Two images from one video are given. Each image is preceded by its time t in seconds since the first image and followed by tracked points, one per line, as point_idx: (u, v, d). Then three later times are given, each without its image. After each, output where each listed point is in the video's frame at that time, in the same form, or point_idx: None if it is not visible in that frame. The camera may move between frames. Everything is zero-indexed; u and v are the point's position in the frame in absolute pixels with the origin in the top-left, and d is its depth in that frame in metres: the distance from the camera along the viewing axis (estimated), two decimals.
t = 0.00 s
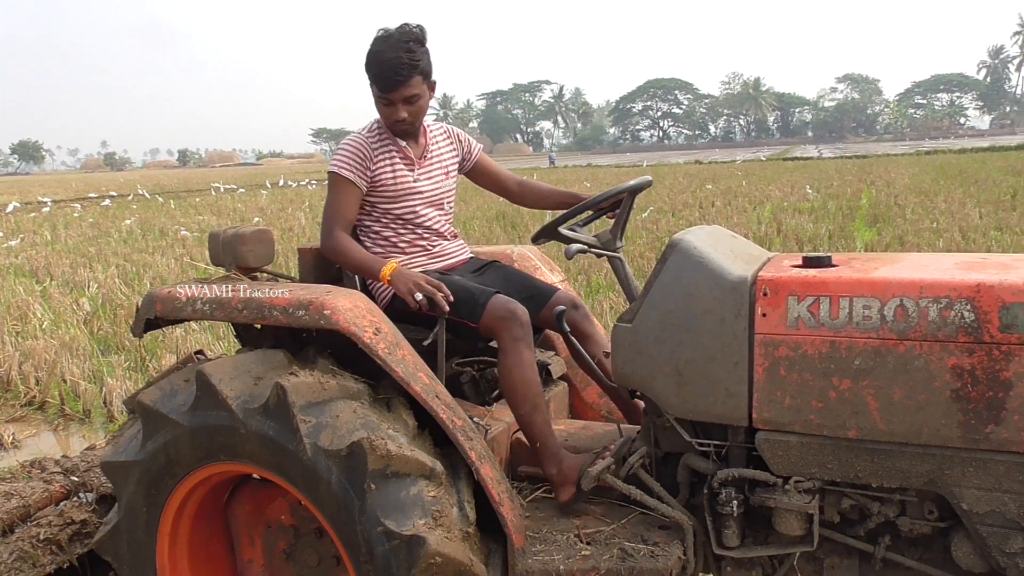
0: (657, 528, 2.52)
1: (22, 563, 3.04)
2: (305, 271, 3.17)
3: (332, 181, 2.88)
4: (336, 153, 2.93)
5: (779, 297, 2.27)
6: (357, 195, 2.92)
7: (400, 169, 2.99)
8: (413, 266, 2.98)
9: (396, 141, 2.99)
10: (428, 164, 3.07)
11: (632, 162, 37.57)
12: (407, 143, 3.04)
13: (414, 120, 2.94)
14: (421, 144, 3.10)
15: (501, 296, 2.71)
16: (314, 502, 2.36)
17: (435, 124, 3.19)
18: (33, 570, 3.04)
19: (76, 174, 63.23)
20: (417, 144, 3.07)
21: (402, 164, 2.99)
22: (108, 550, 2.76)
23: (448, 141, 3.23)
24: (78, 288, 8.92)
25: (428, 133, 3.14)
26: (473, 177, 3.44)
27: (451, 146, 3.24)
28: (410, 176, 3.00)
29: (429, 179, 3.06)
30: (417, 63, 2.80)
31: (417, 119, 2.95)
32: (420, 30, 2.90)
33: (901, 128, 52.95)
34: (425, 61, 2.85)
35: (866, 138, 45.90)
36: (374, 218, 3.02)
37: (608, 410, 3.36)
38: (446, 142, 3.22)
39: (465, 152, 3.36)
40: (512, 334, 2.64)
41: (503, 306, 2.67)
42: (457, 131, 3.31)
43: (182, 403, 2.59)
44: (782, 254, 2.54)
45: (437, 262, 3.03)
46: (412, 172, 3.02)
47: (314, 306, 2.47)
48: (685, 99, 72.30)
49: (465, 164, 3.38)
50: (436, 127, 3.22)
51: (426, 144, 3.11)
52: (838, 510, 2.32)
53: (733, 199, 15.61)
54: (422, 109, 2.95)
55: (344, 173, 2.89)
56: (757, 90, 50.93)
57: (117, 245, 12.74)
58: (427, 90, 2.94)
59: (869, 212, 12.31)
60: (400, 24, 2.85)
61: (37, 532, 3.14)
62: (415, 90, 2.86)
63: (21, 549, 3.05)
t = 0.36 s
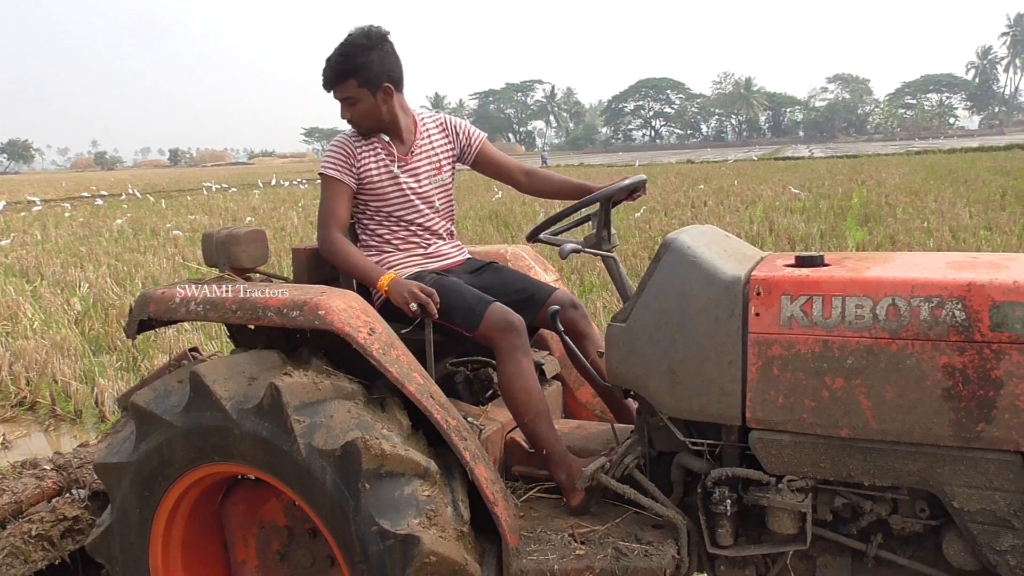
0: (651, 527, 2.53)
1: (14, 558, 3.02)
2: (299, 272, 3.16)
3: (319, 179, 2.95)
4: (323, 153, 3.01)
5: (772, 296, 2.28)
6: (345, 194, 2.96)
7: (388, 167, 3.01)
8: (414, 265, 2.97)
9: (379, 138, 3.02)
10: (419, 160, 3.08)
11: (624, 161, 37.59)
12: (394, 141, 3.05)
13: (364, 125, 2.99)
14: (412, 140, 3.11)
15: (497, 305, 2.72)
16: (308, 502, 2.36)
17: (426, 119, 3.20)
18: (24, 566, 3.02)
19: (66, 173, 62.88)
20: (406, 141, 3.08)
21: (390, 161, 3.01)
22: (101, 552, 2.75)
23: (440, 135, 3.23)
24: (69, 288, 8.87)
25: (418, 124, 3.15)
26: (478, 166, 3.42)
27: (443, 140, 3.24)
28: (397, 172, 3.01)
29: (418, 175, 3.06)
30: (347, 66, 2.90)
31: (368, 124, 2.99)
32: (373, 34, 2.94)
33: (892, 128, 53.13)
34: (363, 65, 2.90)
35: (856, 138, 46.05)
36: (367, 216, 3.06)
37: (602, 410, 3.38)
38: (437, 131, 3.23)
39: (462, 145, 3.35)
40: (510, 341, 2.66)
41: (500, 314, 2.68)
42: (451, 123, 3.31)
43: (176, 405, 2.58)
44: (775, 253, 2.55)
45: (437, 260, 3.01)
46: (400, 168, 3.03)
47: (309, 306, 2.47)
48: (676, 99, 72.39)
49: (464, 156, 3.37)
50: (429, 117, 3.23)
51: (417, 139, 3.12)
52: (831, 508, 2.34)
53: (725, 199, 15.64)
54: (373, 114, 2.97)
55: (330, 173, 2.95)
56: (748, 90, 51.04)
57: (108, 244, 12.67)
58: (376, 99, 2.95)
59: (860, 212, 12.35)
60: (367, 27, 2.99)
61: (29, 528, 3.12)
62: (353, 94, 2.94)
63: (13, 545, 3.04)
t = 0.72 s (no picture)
0: (645, 525, 2.54)
1: (15, 502, 2.89)
2: (294, 272, 3.18)
3: (306, 179, 2.98)
4: (314, 153, 3.03)
5: (764, 295, 2.30)
6: (333, 195, 2.99)
7: (378, 169, 3.02)
8: (406, 267, 2.97)
9: (372, 140, 3.04)
10: (410, 163, 3.09)
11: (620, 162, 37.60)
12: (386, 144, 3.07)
13: (357, 127, 3.01)
14: (405, 143, 3.12)
15: (492, 304, 2.73)
16: (302, 499, 2.38)
17: (421, 124, 3.22)
18: (25, 511, 2.91)
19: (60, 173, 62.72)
20: (398, 145, 3.10)
21: (380, 163, 3.03)
22: (96, 554, 2.75)
23: (434, 139, 3.25)
24: (64, 289, 8.86)
25: (412, 129, 3.16)
26: (473, 172, 3.43)
27: (437, 144, 3.26)
28: (387, 175, 3.03)
29: (409, 178, 3.08)
30: (340, 68, 2.92)
31: (360, 126, 3.01)
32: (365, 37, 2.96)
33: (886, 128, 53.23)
34: (354, 67, 2.92)
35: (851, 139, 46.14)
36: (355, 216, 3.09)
37: (597, 410, 3.39)
38: (431, 136, 3.25)
39: (456, 149, 3.35)
40: (503, 340, 2.68)
41: (493, 312, 2.70)
42: (447, 126, 3.32)
43: (170, 405, 2.59)
44: (767, 252, 2.57)
45: (429, 262, 3.02)
46: (391, 171, 3.04)
47: (303, 306, 2.48)
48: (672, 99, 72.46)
49: (458, 161, 3.38)
50: (423, 123, 3.25)
51: (410, 143, 3.13)
52: (823, 506, 2.35)
53: (720, 199, 15.66)
54: (366, 117, 2.99)
55: (319, 174, 2.99)
56: (743, 90, 51.14)
57: (103, 245, 12.65)
58: (368, 101, 2.97)
59: (854, 212, 12.38)
60: (362, 30, 3.01)
61: (32, 473, 2.98)
62: (345, 96, 2.97)
63: (15, 489, 2.89)
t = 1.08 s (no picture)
0: (646, 528, 2.55)
1: (32, 455, 2.88)
2: (296, 274, 3.19)
3: (307, 182, 3.00)
4: (314, 156, 3.05)
5: (766, 298, 2.30)
6: (333, 197, 3.01)
7: (379, 170, 3.02)
8: (406, 269, 2.98)
9: (374, 141, 3.04)
10: (412, 165, 3.10)
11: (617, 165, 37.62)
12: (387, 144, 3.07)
13: (360, 127, 3.01)
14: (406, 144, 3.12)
15: (495, 307, 2.74)
16: (304, 501, 2.38)
17: (423, 126, 3.23)
18: (41, 465, 2.89)
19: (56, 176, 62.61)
20: (399, 146, 3.10)
21: (381, 164, 3.03)
22: (97, 556, 2.75)
23: (436, 141, 3.26)
24: (61, 291, 8.83)
25: (414, 130, 3.17)
26: (475, 175, 3.44)
27: (439, 145, 3.27)
28: (387, 176, 3.03)
29: (410, 179, 3.08)
30: (344, 66, 2.92)
31: (363, 126, 3.01)
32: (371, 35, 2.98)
33: (882, 131, 53.34)
34: (361, 66, 2.93)
35: (847, 143, 46.23)
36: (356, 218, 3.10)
37: (597, 413, 3.40)
38: (433, 138, 3.25)
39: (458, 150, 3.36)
40: (506, 343, 2.68)
41: (497, 316, 2.70)
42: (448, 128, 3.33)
43: (172, 407, 2.58)
44: (769, 255, 2.58)
45: (430, 263, 3.03)
46: (391, 171, 3.04)
47: (306, 308, 2.48)
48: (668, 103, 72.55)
49: (460, 163, 3.39)
50: (425, 125, 3.26)
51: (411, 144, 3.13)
52: (824, 509, 2.36)
53: (718, 202, 15.68)
54: (371, 116, 2.99)
55: (319, 175, 3.01)
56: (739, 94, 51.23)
57: (100, 248, 12.62)
58: (372, 99, 2.98)
59: (851, 216, 12.41)
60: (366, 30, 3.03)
61: (49, 428, 2.97)
62: (349, 94, 2.96)
63: (31, 442, 2.89)
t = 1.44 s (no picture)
0: (648, 530, 2.55)
1: (44, 452, 2.88)
2: (296, 278, 3.20)
3: (309, 186, 3.01)
4: (316, 161, 3.05)
5: (767, 299, 2.31)
6: (335, 202, 3.01)
7: (381, 175, 3.03)
8: (408, 272, 2.99)
9: (377, 147, 3.04)
10: (415, 170, 3.11)
11: (616, 167, 37.63)
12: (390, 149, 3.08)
13: (363, 131, 3.02)
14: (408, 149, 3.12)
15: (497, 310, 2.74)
16: (307, 504, 2.38)
17: (426, 132, 3.23)
18: (53, 461, 2.89)
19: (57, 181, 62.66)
20: (401, 151, 3.10)
21: (383, 170, 3.03)
22: (101, 558, 2.75)
23: (439, 147, 3.27)
24: (63, 296, 8.84)
25: (417, 136, 3.18)
26: (475, 180, 3.45)
27: (442, 151, 3.27)
28: (389, 181, 3.03)
29: (411, 184, 3.08)
30: (353, 69, 2.94)
31: (367, 131, 3.02)
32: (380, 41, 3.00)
33: (881, 132, 53.37)
34: (369, 69, 2.95)
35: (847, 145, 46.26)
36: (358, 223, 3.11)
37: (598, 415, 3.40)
38: (436, 144, 3.26)
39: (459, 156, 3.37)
40: (508, 345, 2.68)
41: (499, 319, 2.70)
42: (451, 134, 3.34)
43: (175, 410, 2.59)
44: (770, 257, 2.58)
45: (431, 267, 3.03)
46: (393, 177, 3.05)
47: (308, 310, 2.49)
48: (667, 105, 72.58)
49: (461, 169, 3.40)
50: (427, 130, 3.27)
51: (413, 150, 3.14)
52: (826, 510, 2.37)
53: (717, 204, 15.69)
54: (377, 119, 3.00)
55: (321, 181, 3.01)
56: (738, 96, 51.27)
57: (100, 253, 12.61)
58: (379, 104, 2.99)
59: (851, 217, 12.41)
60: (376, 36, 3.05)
61: (62, 424, 2.97)
62: (356, 98, 2.97)
63: (44, 438, 2.90)
